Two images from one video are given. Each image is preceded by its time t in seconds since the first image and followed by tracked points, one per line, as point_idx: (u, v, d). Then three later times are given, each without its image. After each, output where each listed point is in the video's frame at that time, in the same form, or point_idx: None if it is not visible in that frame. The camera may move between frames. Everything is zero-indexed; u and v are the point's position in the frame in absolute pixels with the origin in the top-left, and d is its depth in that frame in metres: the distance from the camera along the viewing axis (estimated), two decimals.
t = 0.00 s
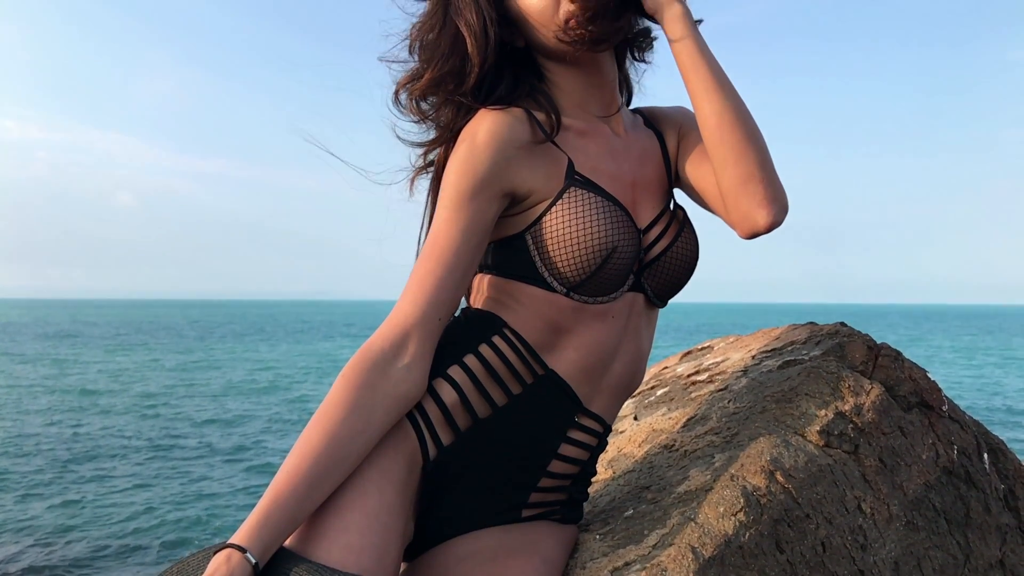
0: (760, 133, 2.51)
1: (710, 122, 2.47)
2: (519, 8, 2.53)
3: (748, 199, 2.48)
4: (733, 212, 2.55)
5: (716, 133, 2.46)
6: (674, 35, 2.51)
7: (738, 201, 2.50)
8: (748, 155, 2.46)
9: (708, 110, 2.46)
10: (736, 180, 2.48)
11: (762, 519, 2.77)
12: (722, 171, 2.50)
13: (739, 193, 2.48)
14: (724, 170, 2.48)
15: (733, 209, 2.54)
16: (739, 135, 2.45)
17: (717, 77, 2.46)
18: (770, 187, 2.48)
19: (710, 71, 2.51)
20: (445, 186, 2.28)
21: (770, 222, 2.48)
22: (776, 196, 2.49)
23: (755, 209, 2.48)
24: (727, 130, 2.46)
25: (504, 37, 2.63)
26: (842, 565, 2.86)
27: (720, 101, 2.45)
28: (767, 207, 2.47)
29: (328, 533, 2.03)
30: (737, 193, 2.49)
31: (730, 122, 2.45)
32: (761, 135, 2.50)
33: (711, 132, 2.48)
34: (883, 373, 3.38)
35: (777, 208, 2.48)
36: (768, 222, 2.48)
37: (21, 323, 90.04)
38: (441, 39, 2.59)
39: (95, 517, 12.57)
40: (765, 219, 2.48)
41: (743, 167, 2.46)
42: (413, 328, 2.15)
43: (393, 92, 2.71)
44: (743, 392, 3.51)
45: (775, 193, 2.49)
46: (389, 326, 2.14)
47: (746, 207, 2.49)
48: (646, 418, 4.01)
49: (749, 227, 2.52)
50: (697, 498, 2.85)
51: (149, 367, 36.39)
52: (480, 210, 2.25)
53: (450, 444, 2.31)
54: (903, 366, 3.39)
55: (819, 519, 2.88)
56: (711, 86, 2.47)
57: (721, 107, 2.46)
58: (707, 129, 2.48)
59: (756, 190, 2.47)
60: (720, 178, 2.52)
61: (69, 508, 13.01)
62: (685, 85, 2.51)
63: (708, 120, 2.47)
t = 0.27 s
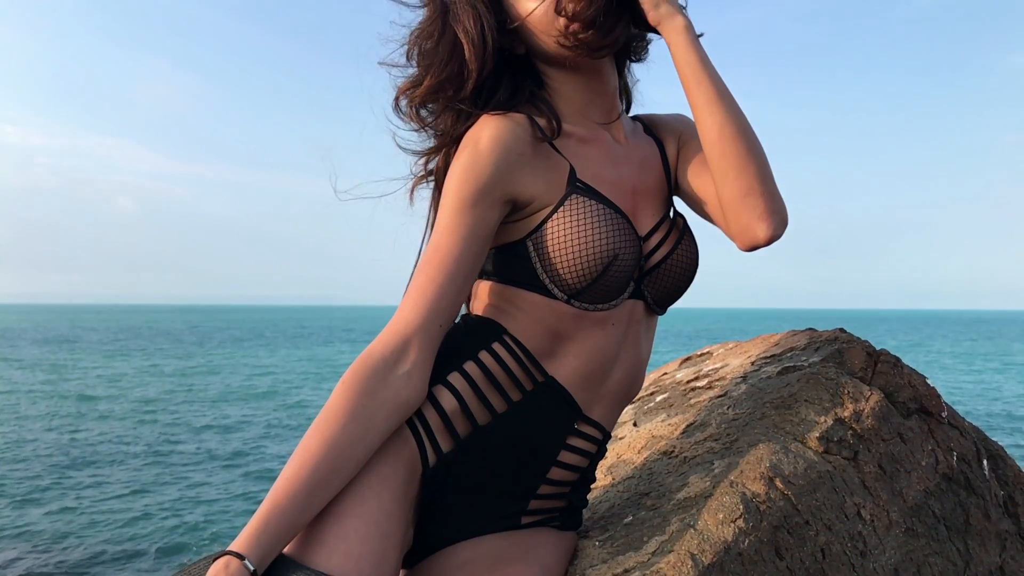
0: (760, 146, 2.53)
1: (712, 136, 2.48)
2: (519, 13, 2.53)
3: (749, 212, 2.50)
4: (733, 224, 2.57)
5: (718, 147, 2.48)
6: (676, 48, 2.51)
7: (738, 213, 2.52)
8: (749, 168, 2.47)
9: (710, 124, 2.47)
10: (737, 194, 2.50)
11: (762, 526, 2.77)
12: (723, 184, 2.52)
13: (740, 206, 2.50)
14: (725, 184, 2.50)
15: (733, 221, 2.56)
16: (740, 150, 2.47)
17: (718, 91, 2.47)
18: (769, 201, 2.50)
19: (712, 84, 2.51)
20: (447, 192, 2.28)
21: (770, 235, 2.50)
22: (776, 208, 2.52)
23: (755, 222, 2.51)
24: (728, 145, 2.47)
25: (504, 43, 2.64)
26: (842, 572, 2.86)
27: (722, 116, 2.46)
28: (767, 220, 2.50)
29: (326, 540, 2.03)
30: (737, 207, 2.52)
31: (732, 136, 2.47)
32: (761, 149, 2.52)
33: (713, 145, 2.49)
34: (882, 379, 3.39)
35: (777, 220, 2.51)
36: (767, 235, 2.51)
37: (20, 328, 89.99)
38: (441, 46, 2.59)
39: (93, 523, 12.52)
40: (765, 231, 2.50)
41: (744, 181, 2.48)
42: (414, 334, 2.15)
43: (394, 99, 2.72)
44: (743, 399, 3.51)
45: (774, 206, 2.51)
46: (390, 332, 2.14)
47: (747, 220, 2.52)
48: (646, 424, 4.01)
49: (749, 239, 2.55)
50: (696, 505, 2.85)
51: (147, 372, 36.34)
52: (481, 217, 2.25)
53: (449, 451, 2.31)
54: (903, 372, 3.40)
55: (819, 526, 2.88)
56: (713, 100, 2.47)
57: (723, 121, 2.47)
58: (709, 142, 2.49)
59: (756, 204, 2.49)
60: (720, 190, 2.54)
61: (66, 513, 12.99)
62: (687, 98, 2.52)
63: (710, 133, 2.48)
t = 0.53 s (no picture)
0: (761, 158, 2.53)
1: (713, 147, 2.49)
2: (519, 19, 2.54)
3: (749, 224, 2.50)
4: (733, 235, 2.57)
5: (719, 158, 2.48)
6: (677, 58, 2.52)
7: (738, 225, 2.53)
8: (750, 180, 2.48)
9: (711, 135, 2.47)
10: (737, 205, 2.50)
11: (761, 532, 2.77)
12: (724, 195, 2.53)
13: (740, 218, 2.51)
14: (725, 195, 2.51)
15: (732, 232, 2.57)
16: (740, 161, 2.47)
17: (720, 102, 2.48)
18: (769, 213, 2.51)
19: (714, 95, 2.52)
20: (448, 197, 2.28)
21: (769, 247, 2.51)
22: (775, 221, 2.52)
23: (755, 233, 2.51)
24: (729, 156, 2.48)
25: (503, 49, 2.64)
26: None
27: (724, 127, 2.47)
28: (766, 233, 2.51)
29: (325, 546, 2.03)
30: (737, 218, 2.52)
31: (733, 148, 2.47)
32: (762, 160, 2.52)
33: (713, 156, 2.49)
34: (882, 384, 3.39)
35: (776, 232, 2.52)
36: (767, 247, 2.51)
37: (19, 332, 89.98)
38: (440, 53, 2.60)
39: (90, 528, 12.49)
40: (764, 243, 2.51)
41: (745, 193, 2.48)
42: (414, 340, 2.15)
43: (395, 107, 2.73)
44: (742, 404, 3.51)
45: (774, 218, 2.52)
46: (390, 337, 2.14)
47: (746, 232, 2.52)
48: (645, 429, 4.01)
49: (748, 251, 2.55)
50: (696, 510, 2.85)
51: (146, 377, 36.27)
52: (483, 223, 2.25)
53: (449, 456, 2.31)
54: (902, 377, 3.40)
55: (818, 531, 2.88)
56: (715, 110, 2.48)
57: (724, 132, 2.47)
58: (709, 153, 2.50)
59: (756, 216, 2.50)
60: (720, 201, 2.55)
61: (64, 518, 12.96)
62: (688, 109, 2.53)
63: (711, 144, 2.48)
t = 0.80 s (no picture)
0: (761, 171, 2.55)
1: (713, 161, 2.50)
2: (518, 25, 2.55)
3: (748, 238, 2.52)
4: (732, 249, 2.59)
5: (719, 172, 2.49)
6: (679, 71, 2.54)
7: (737, 238, 2.54)
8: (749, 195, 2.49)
9: (712, 149, 2.49)
10: (736, 219, 2.52)
11: (759, 538, 2.77)
12: (724, 208, 2.54)
13: (739, 231, 2.53)
14: (725, 209, 2.52)
15: (732, 245, 2.58)
16: (740, 175, 2.48)
17: (720, 116, 2.49)
18: (769, 227, 2.52)
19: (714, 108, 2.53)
20: (449, 204, 2.28)
21: (768, 261, 2.52)
22: (775, 235, 2.54)
23: (755, 247, 2.52)
24: (729, 170, 2.49)
25: (503, 56, 2.66)
26: None
27: (724, 140, 2.48)
28: (766, 246, 2.52)
29: (324, 553, 2.03)
30: (737, 231, 2.54)
31: (733, 162, 2.48)
32: (762, 174, 2.53)
33: (714, 170, 2.50)
34: (881, 390, 3.40)
35: (775, 247, 2.53)
36: (765, 261, 2.53)
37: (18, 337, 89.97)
38: (440, 60, 2.62)
39: (87, 533, 12.46)
40: (763, 257, 2.52)
41: (744, 207, 2.50)
42: (416, 346, 2.15)
43: (396, 115, 2.75)
44: (741, 410, 3.51)
45: (773, 232, 2.53)
46: (391, 343, 2.14)
47: (746, 246, 2.53)
48: (644, 434, 4.01)
49: (747, 264, 2.56)
50: (695, 516, 2.85)
51: (144, 382, 36.20)
52: (485, 228, 2.25)
53: (448, 462, 2.31)
54: (901, 383, 3.41)
55: (818, 538, 2.88)
56: (715, 124, 2.49)
57: (724, 146, 2.48)
58: (709, 167, 2.51)
59: (755, 230, 2.51)
60: (720, 215, 2.56)
61: (60, 524, 12.92)
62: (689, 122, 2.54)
63: (711, 157, 2.50)
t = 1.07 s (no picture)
0: (760, 184, 2.56)
1: (712, 173, 2.52)
2: (519, 31, 2.57)
3: (746, 250, 2.52)
4: (729, 262, 2.60)
5: (718, 185, 2.51)
6: (680, 84, 2.56)
7: (735, 251, 2.55)
8: (747, 208, 2.51)
9: (711, 161, 2.50)
10: (735, 232, 2.53)
11: (758, 543, 2.77)
12: (722, 220, 2.56)
13: (737, 245, 2.54)
14: (723, 222, 2.54)
15: (729, 259, 2.59)
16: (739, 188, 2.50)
17: (720, 129, 2.51)
18: (766, 241, 2.54)
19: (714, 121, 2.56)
20: (450, 209, 2.29)
21: (765, 275, 2.53)
22: (773, 248, 2.55)
23: (753, 260, 2.53)
24: (728, 183, 2.50)
25: (503, 63, 2.67)
26: None
27: (723, 153, 2.50)
28: (763, 260, 2.53)
29: (323, 560, 2.03)
30: (735, 244, 2.55)
31: (732, 175, 2.50)
32: (761, 187, 2.55)
33: (712, 182, 2.52)
34: (879, 396, 3.40)
35: (773, 260, 2.54)
36: (763, 274, 2.53)
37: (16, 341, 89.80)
38: (441, 68, 2.63)
39: (85, 539, 12.43)
40: (760, 270, 2.53)
41: (742, 220, 2.51)
42: (416, 351, 2.15)
43: (398, 124, 2.76)
44: (740, 415, 3.51)
45: (771, 246, 2.54)
46: (391, 349, 2.14)
47: (744, 259, 2.54)
48: (643, 440, 4.01)
49: (744, 277, 2.57)
50: (693, 522, 2.85)
51: (143, 387, 36.14)
52: (486, 234, 2.25)
53: (447, 467, 2.31)
54: (899, 389, 3.42)
55: (816, 544, 2.87)
56: (714, 137, 2.52)
57: (724, 159, 2.50)
58: (708, 179, 2.53)
59: (753, 243, 2.53)
60: (718, 228, 2.57)
61: (58, 529, 12.89)
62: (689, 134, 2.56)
63: (710, 170, 2.51)
